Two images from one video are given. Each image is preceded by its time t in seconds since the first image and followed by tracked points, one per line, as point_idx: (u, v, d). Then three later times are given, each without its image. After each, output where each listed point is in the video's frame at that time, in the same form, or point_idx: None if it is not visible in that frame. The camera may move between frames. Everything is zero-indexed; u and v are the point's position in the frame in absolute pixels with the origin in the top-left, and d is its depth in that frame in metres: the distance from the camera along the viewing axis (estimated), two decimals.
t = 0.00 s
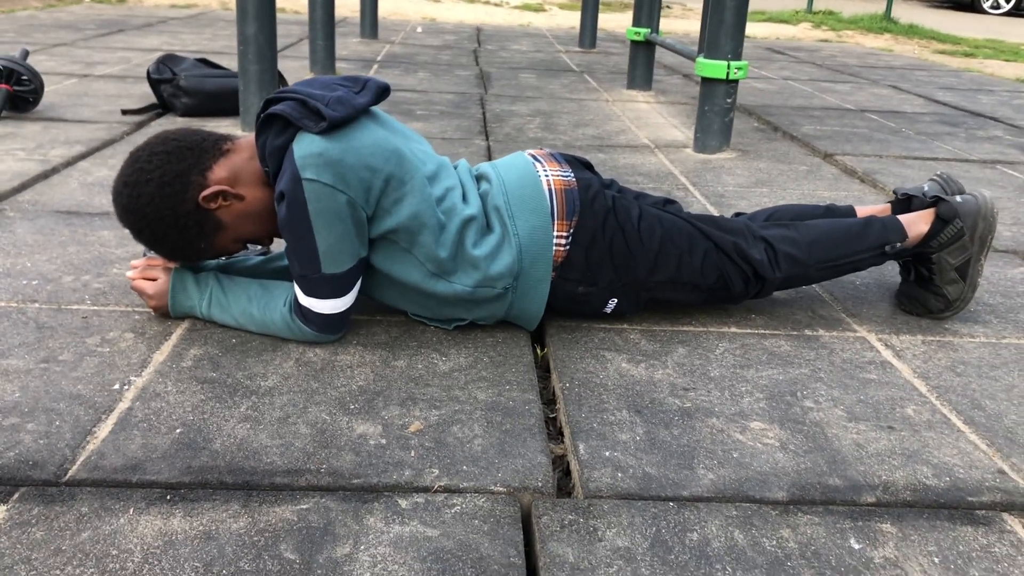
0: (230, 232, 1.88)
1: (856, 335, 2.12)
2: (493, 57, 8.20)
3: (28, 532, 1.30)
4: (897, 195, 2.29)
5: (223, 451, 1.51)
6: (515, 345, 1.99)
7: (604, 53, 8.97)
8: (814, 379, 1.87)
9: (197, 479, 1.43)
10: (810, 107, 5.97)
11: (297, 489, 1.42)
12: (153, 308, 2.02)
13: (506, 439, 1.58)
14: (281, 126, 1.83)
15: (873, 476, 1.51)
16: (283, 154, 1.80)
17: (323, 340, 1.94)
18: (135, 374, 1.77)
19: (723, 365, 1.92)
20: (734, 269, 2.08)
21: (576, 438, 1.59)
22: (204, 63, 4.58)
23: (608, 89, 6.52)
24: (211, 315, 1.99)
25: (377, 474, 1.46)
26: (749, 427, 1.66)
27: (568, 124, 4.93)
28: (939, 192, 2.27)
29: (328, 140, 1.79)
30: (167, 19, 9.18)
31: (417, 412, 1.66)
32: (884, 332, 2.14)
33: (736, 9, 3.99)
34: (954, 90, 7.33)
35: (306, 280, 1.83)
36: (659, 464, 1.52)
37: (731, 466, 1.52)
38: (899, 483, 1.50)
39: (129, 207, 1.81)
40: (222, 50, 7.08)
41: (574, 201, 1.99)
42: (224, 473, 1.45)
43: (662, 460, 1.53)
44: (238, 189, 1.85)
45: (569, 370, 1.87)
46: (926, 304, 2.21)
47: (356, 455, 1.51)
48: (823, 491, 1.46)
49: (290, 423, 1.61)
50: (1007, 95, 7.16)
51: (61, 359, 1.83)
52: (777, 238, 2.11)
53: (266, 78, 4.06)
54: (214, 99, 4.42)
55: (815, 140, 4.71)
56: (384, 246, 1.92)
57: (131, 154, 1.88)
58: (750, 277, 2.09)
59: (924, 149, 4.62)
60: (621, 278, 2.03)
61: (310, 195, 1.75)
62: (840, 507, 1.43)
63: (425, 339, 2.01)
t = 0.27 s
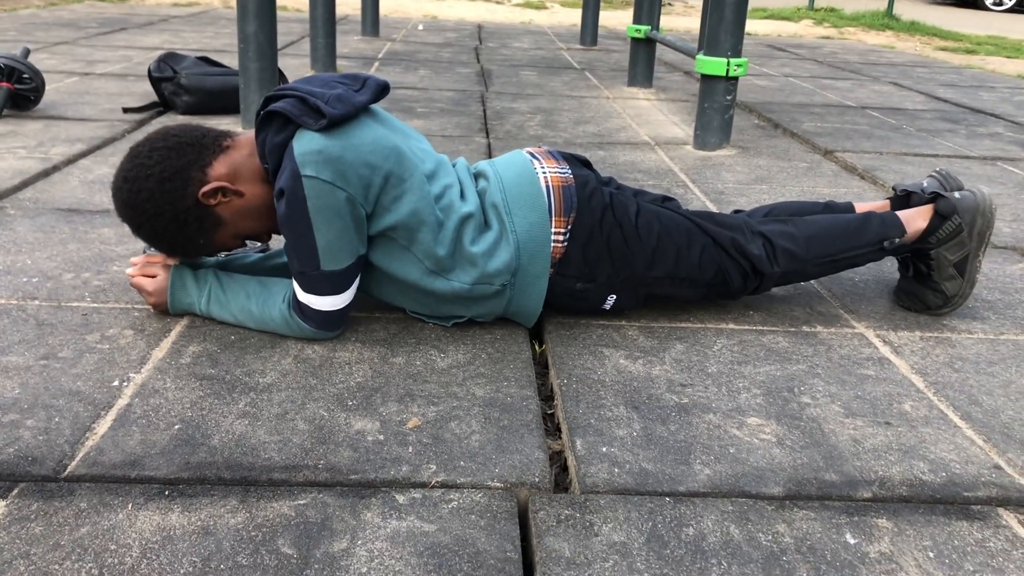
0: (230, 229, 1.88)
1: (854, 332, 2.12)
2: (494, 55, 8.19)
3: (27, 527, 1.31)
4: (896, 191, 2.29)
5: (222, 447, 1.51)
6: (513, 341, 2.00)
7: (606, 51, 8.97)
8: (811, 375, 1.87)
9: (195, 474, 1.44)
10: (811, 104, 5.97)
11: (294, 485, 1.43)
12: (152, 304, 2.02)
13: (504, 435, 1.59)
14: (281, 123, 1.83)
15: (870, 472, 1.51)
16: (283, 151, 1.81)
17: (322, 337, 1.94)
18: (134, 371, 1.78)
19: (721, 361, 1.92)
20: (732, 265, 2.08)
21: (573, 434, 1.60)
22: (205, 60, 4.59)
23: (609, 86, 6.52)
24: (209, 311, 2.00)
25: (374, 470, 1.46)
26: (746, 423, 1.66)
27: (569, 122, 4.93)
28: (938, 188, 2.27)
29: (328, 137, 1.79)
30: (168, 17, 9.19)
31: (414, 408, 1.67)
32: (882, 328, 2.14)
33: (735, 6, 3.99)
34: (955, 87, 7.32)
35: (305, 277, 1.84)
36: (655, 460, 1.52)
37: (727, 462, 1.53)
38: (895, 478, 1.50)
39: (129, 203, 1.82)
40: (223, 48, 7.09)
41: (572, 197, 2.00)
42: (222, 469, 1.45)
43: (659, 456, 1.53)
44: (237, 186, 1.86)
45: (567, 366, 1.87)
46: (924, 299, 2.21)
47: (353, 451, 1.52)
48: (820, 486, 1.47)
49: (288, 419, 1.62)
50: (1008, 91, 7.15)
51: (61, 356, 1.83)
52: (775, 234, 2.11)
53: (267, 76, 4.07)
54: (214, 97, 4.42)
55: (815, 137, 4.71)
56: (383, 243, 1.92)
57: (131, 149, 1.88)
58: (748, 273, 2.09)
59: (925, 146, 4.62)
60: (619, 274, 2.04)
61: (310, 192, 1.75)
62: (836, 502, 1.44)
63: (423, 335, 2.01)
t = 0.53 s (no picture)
0: (232, 225, 1.89)
1: (853, 328, 2.13)
2: (495, 53, 8.20)
3: (29, 524, 1.32)
4: (897, 188, 2.30)
5: (223, 444, 1.52)
6: (513, 339, 2.01)
7: (606, 48, 8.97)
8: (810, 371, 1.88)
9: (197, 472, 1.44)
10: (811, 101, 5.97)
11: (296, 481, 1.44)
12: (153, 302, 2.03)
13: (504, 431, 1.59)
14: (283, 121, 1.84)
15: (868, 467, 1.52)
16: (285, 149, 1.81)
17: (322, 335, 1.95)
18: (136, 369, 1.79)
19: (720, 357, 1.93)
20: (732, 261, 2.09)
21: (572, 430, 1.61)
22: (206, 59, 4.60)
23: (609, 84, 6.52)
24: (210, 309, 2.01)
25: (375, 467, 1.47)
26: (745, 419, 1.67)
27: (569, 120, 4.94)
28: (938, 185, 2.27)
29: (329, 135, 1.80)
30: (169, 17, 9.20)
31: (415, 405, 1.68)
32: (881, 324, 2.15)
33: (735, 3, 3.99)
34: (956, 84, 7.32)
35: (306, 274, 1.84)
36: (655, 456, 1.53)
37: (726, 457, 1.53)
38: (893, 474, 1.51)
39: (132, 198, 1.82)
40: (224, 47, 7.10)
41: (572, 194, 2.00)
42: (223, 466, 1.46)
43: (658, 452, 1.54)
44: (239, 182, 1.86)
45: (567, 363, 1.88)
46: (924, 296, 2.22)
47: (354, 447, 1.53)
48: (818, 481, 1.48)
49: (289, 416, 1.62)
50: (1009, 88, 7.15)
51: (63, 354, 1.84)
52: (775, 231, 2.12)
53: (268, 75, 4.07)
54: (215, 96, 4.43)
55: (815, 134, 4.71)
56: (384, 241, 1.93)
57: (134, 145, 1.89)
58: (748, 269, 2.10)
59: (925, 142, 4.62)
60: (619, 271, 2.04)
61: (311, 189, 1.76)
62: (834, 498, 1.44)
63: (424, 333, 2.02)
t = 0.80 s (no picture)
0: (233, 226, 1.90)
1: (852, 326, 2.13)
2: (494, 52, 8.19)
3: (33, 526, 1.32)
4: (896, 186, 2.30)
5: (225, 446, 1.53)
6: (513, 339, 2.01)
7: (605, 46, 8.97)
8: (809, 370, 1.89)
9: (199, 473, 1.45)
10: (810, 98, 5.97)
11: (298, 483, 1.45)
12: (154, 304, 2.04)
13: (504, 432, 1.60)
14: (284, 122, 1.84)
15: (867, 466, 1.53)
16: (286, 150, 1.82)
17: (323, 336, 1.96)
18: (138, 371, 1.80)
19: (720, 356, 1.94)
20: (732, 261, 2.09)
21: (573, 430, 1.61)
22: (205, 59, 4.60)
23: (608, 82, 6.52)
24: (211, 311, 2.02)
25: (376, 468, 1.48)
26: (744, 418, 1.67)
27: (568, 118, 4.94)
28: (937, 183, 2.28)
29: (331, 137, 1.80)
30: (168, 16, 9.19)
31: (415, 406, 1.68)
32: (880, 322, 2.16)
33: (734, 0, 3.99)
34: (955, 80, 7.32)
35: (307, 275, 1.85)
36: (655, 455, 1.53)
37: (726, 457, 1.54)
38: (892, 472, 1.51)
39: (133, 199, 1.83)
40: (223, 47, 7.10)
41: (572, 194, 2.01)
42: (226, 468, 1.47)
43: (658, 451, 1.55)
44: (240, 183, 1.87)
45: (567, 363, 1.89)
46: (923, 294, 2.23)
47: (355, 448, 1.53)
48: (818, 480, 1.48)
49: (290, 417, 1.63)
50: (1008, 84, 7.15)
51: (65, 356, 1.85)
52: (774, 230, 2.12)
53: (267, 76, 4.08)
54: (215, 96, 4.44)
55: (814, 131, 4.71)
56: (385, 242, 1.93)
57: (135, 146, 1.89)
58: (748, 268, 2.11)
59: (924, 139, 4.62)
60: (619, 271, 2.05)
61: (313, 191, 1.76)
62: (833, 496, 1.45)
63: (424, 333, 2.03)
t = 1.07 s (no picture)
0: (233, 230, 1.90)
1: (850, 326, 2.14)
2: (491, 50, 8.20)
3: (38, 533, 1.33)
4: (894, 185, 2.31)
5: (228, 451, 1.54)
6: (514, 341, 2.02)
7: (603, 44, 8.97)
8: (809, 370, 1.89)
9: (203, 479, 1.46)
10: (808, 96, 5.98)
11: (300, 488, 1.45)
12: (155, 309, 2.04)
13: (505, 435, 1.61)
14: (284, 127, 1.84)
15: (867, 466, 1.53)
16: (286, 154, 1.82)
17: (324, 340, 1.96)
18: (140, 376, 1.80)
19: (719, 357, 1.94)
20: (732, 261, 2.10)
21: (573, 433, 1.62)
22: (203, 61, 4.60)
23: (606, 80, 6.52)
24: (212, 315, 2.02)
25: (378, 472, 1.49)
26: (744, 419, 1.68)
27: (566, 117, 4.94)
28: (934, 181, 2.28)
29: (330, 141, 1.81)
30: (166, 17, 9.19)
31: (417, 409, 1.69)
32: (879, 322, 2.16)
33: None
34: (952, 76, 7.33)
35: (308, 279, 1.85)
36: (655, 457, 1.54)
37: (726, 458, 1.55)
38: (891, 472, 1.52)
39: (134, 204, 1.83)
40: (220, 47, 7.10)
41: (572, 195, 2.02)
42: (229, 473, 1.47)
43: (658, 453, 1.55)
44: (241, 188, 1.87)
45: (567, 365, 1.90)
46: (922, 293, 2.23)
47: (357, 453, 1.54)
48: (818, 481, 1.49)
49: (292, 422, 1.64)
50: (1005, 79, 7.16)
51: (67, 362, 1.86)
52: (774, 230, 2.13)
53: (265, 77, 4.08)
54: (213, 98, 4.44)
55: (812, 129, 4.72)
56: (385, 246, 1.94)
57: (135, 151, 1.90)
58: (747, 269, 2.11)
59: (921, 136, 4.63)
60: (619, 272, 2.06)
61: (313, 196, 1.77)
62: (833, 497, 1.46)
63: (425, 336, 2.03)
